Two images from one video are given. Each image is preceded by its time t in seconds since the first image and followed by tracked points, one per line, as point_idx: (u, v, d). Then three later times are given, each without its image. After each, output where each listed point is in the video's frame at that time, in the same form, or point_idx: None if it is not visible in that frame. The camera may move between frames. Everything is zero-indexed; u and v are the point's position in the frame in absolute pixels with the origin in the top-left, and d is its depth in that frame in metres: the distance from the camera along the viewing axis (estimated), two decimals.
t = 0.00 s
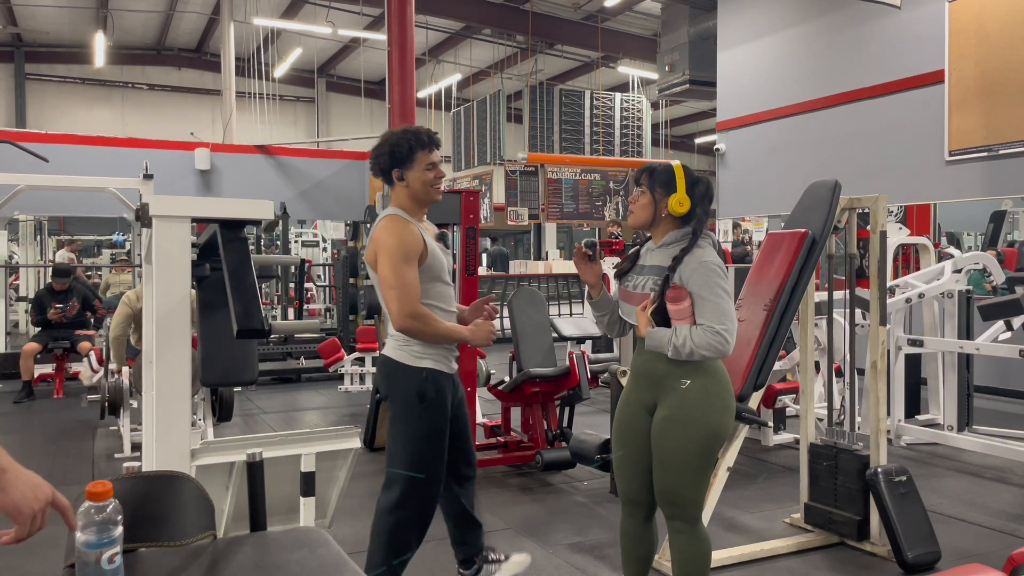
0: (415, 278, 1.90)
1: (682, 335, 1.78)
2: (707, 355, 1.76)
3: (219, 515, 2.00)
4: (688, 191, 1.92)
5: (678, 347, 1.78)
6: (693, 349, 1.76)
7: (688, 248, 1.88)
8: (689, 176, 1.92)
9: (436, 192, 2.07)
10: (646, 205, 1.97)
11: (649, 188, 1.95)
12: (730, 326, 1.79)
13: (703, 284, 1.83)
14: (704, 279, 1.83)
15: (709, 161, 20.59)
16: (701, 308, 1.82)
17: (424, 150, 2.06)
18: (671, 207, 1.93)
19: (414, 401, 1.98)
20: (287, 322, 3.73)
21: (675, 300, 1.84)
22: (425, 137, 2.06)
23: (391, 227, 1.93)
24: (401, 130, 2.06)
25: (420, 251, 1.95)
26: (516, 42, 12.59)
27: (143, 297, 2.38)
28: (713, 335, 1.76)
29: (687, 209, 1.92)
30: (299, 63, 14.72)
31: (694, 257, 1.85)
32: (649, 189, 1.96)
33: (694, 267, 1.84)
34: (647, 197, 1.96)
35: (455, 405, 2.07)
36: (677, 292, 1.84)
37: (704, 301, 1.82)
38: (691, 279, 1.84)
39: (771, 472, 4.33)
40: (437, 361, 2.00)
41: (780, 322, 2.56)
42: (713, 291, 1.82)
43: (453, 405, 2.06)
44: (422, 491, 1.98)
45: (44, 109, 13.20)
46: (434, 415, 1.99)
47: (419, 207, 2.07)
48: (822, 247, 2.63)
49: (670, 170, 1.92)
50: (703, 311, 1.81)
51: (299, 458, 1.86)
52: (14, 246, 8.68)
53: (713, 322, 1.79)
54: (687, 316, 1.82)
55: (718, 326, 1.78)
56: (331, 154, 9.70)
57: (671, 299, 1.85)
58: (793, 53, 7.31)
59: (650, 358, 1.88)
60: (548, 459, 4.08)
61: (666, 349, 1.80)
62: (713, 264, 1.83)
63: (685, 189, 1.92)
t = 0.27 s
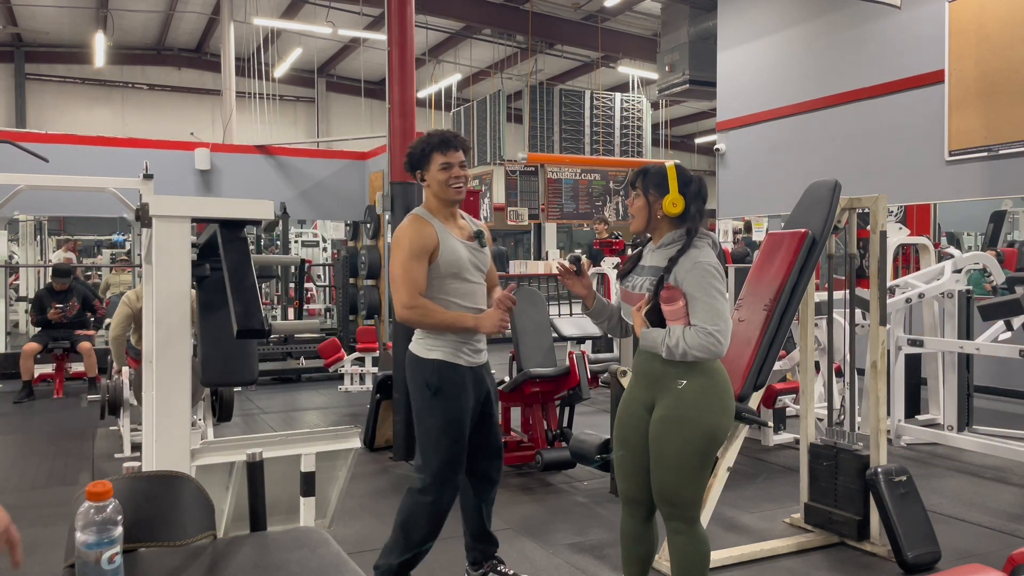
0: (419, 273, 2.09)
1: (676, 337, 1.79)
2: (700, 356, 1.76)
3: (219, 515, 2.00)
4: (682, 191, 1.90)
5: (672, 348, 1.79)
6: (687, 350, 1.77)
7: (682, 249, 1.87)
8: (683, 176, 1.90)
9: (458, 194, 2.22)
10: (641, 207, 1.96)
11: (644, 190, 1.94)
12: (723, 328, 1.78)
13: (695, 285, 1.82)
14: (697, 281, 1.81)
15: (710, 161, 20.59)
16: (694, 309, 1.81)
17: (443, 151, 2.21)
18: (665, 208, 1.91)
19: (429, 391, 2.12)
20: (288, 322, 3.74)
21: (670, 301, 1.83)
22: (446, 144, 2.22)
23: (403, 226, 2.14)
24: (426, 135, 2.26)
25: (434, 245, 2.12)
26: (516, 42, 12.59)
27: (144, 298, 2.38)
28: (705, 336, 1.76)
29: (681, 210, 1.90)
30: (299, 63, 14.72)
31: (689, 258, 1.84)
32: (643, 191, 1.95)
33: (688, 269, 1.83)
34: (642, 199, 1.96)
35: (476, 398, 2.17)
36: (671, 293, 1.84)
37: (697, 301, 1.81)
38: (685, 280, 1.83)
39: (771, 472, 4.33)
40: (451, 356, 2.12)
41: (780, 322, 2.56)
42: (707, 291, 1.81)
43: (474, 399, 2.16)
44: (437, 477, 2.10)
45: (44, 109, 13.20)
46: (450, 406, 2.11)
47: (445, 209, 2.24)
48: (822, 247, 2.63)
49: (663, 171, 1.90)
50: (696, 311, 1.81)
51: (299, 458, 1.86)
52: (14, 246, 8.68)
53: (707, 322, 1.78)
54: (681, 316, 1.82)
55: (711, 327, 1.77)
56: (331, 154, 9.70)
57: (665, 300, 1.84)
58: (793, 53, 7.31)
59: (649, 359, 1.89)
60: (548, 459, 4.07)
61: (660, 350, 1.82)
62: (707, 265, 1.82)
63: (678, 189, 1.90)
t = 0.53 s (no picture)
0: (415, 262, 2.22)
1: (670, 337, 1.80)
2: (693, 356, 1.77)
3: (219, 515, 2.00)
4: (677, 192, 1.89)
5: (667, 348, 1.81)
6: (681, 350, 1.78)
7: (676, 249, 1.86)
8: (679, 177, 1.88)
9: (473, 192, 2.30)
10: (636, 207, 1.96)
11: (641, 190, 1.93)
12: (717, 327, 1.78)
13: (688, 285, 1.81)
14: (691, 281, 1.81)
15: (709, 161, 20.60)
16: (687, 309, 1.81)
17: (463, 153, 2.31)
18: (661, 210, 1.90)
19: (418, 383, 2.24)
20: (287, 322, 3.74)
21: (663, 301, 1.86)
22: (467, 143, 2.31)
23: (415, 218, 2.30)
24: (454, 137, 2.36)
25: (435, 241, 2.24)
26: (516, 42, 12.59)
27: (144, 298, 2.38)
28: (698, 336, 1.76)
29: (677, 211, 1.89)
30: (299, 63, 14.71)
31: (683, 259, 1.84)
32: (640, 191, 1.94)
33: (681, 269, 1.83)
34: (639, 199, 1.95)
35: (468, 394, 2.22)
36: (664, 293, 1.85)
37: (690, 301, 1.81)
38: (679, 280, 1.83)
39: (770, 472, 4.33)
40: (440, 349, 2.21)
41: (780, 322, 2.56)
42: (700, 292, 1.81)
43: (465, 394, 2.21)
44: (424, 465, 2.20)
45: (44, 109, 13.20)
46: (433, 398, 2.19)
47: (463, 207, 2.32)
48: (822, 247, 2.63)
49: (659, 172, 1.89)
50: (689, 311, 1.81)
51: (300, 458, 1.86)
52: (14, 246, 8.68)
53: (700, 323, 1.78)
54: (675, 316, 1.83)
55: (704, 327, 1.77)
56: (331, 154, 9.70)
57: (659, 300, 1.87)
58: (793, 53, 7.31)
59: (649, 359, 1.89)
60: (548, 459, 4.07)
61: (656, 350, 1.85)
62: (701, 265, 1.81)
63: (675, 190, 1.89)
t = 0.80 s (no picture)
0: (401, 261, 2.29)
1: (668, 336, 1.80)
2: (691, 355, 1.77)
3: (219, 515, 2.01)
4: (678, 193, 1.89)
5: (665, 348, 1.81)
6: (678, 349, 1.78)
7: (675, 249, 1.86)
8: (680, 177, 1.88)
9: (469, 193, 2.31)
10: (638, 208, 1.96)
11: (642, 190, 1.93)
12: (715, 327, 1.78)
13: (685, 285, 1.81)
14: (689, 281, 1.81)
15: (710, 161, 20.60)
16: (685, 308, 1.81)
17: (458, 154, 2.32)
18: (662, 211, 1.90)
19: (416, 382, 2.29)
20: (287, 322, 3.74)
21: (662, 301, 1.86)
22: (466, 144, 2.32)
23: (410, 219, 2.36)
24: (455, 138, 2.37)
25: (422, 242, 2.30)
26: (516, 42, 12.59)
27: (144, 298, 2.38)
28: (696, 336, 1.76)
29: (677, 213, 1.89)
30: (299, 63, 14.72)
31: (682, 259, 1.84)
32: (641, 191, 1.94)
33: (679, 269, 1.83)
34: (639, 199, 1.95)
35: (460, 392, 2.23)
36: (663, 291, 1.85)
37: (686, 301, 1.81)
38: (676, 279, 1.83)
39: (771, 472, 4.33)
40: (428, 349, 2.26)
41: (780, 322, 2.56)
42: (696, 292, 1.80)
43: (455, 394, 2.23)
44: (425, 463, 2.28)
45: (44, 109, 13.20)
46: (427, 397, 2.24)
47: (459, 208, 2.34)
48: (822, 247, 2.63)
49: (660, 172, 1.89)
50: (686, 310, 1.81)
51: (299, 458, 1.86)
52: (14, 246, 8.69)
53: (697, 322, 1.78)
54: (674, 315, 1.84)
55: (702, 326, 1.77)
56: (331, 154, 9.69)
57: (658, 300, 1.88)
58: (793, 53, 7.31)
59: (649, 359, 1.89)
60: (548, 459, 4.06)
61: (653, 349, 1.85)
62: (700, 264, 1.81)
63: (675, 191, 1.89)
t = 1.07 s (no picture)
0: (397, 264, 2.30)
1: (667, 336, 1.80)
2: (690, 355, 1.77)
3: (219, 515, 2.01)
4: (679, 193, 1.89)
5: (664, 346, 1.81)
6: (677, 348, 1.78)
7: (676, 249, 1.86)
8: (681, 178, 1.88)
9: (464, 194, 2.31)
10: (640, 208, 1.96)
11: (643, 190, 1.93)
12: (714, 327, 1.77)
13: (685, 285, 1.81)
14: (689, 281, 1.81)
15: (710, 161, 20.61)
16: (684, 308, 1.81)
17: (453, 155, 2.32)
18: (664, 212, 1.90)
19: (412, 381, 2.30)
20: (287, 322, 3.74)
21: (661, 299, 1.86)
22: (463, 146, 2.32)
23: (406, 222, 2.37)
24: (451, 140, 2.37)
25: (416, 245, 2.30)
26: (516, 42, 12.60)
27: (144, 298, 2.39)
28: (695, 335, 1.76)
29: (678, 213, 1.88)
30: (299, 63, 14.72)
31: (683, 259, 1.83)
32: (642, 192, 1.94)
33: (680, 268, 1.83)
34: (641, 200, 1.95)
35: (453, 391, 2.24)
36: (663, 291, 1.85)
37: (687, 301, 1.81)
38: (677, 279, 1.83)
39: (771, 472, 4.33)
40: (424, 350, 2.26)
41: (781, 323, 2.55)
42: (696, 292, 1.80)
43: (451, 393, 2.23)
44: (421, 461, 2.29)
45: (44, 109, 13.20)
46: (424, 394, 2.24)
47: (455, 209, 2.34)
48: (823, 247, 2.63)
49: (661, 173, 1.89)
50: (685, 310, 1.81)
51: (300, 458, 1.86)
52: (14, 246, 8.69)
53: (697, 321, 1.78)
54: (673, 314, 1.84)
55: (701, 326, 1.77)
56: (330, 154, 9.69)
57: (658, 298, 1.88)
58: (793, 53, 7.31)
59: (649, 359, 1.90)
60: (548, 459, 4.06)
61: (652, 348, 1.84)
62: (701, 264, 1.81)
63: (676, 192, 1.88)
